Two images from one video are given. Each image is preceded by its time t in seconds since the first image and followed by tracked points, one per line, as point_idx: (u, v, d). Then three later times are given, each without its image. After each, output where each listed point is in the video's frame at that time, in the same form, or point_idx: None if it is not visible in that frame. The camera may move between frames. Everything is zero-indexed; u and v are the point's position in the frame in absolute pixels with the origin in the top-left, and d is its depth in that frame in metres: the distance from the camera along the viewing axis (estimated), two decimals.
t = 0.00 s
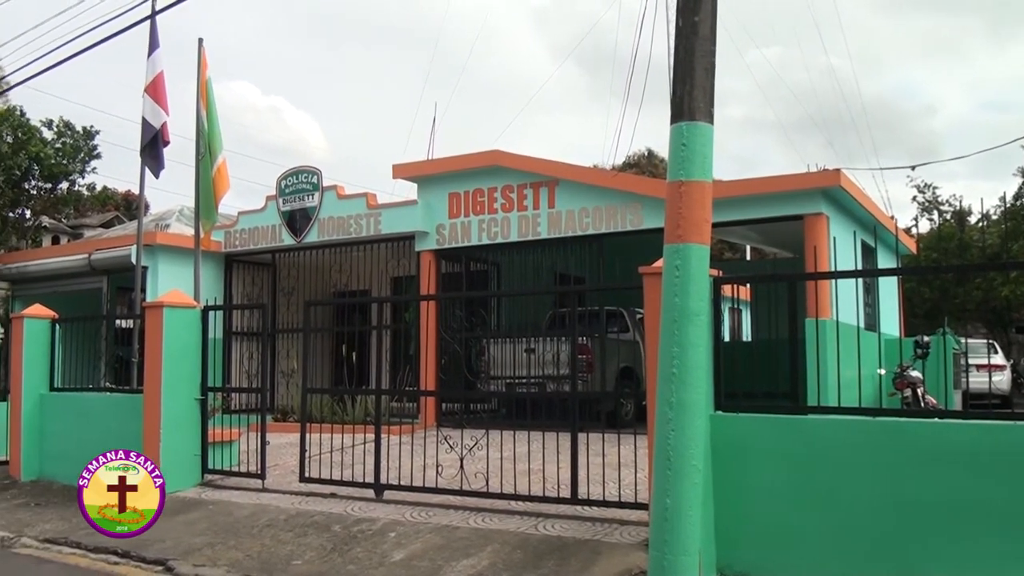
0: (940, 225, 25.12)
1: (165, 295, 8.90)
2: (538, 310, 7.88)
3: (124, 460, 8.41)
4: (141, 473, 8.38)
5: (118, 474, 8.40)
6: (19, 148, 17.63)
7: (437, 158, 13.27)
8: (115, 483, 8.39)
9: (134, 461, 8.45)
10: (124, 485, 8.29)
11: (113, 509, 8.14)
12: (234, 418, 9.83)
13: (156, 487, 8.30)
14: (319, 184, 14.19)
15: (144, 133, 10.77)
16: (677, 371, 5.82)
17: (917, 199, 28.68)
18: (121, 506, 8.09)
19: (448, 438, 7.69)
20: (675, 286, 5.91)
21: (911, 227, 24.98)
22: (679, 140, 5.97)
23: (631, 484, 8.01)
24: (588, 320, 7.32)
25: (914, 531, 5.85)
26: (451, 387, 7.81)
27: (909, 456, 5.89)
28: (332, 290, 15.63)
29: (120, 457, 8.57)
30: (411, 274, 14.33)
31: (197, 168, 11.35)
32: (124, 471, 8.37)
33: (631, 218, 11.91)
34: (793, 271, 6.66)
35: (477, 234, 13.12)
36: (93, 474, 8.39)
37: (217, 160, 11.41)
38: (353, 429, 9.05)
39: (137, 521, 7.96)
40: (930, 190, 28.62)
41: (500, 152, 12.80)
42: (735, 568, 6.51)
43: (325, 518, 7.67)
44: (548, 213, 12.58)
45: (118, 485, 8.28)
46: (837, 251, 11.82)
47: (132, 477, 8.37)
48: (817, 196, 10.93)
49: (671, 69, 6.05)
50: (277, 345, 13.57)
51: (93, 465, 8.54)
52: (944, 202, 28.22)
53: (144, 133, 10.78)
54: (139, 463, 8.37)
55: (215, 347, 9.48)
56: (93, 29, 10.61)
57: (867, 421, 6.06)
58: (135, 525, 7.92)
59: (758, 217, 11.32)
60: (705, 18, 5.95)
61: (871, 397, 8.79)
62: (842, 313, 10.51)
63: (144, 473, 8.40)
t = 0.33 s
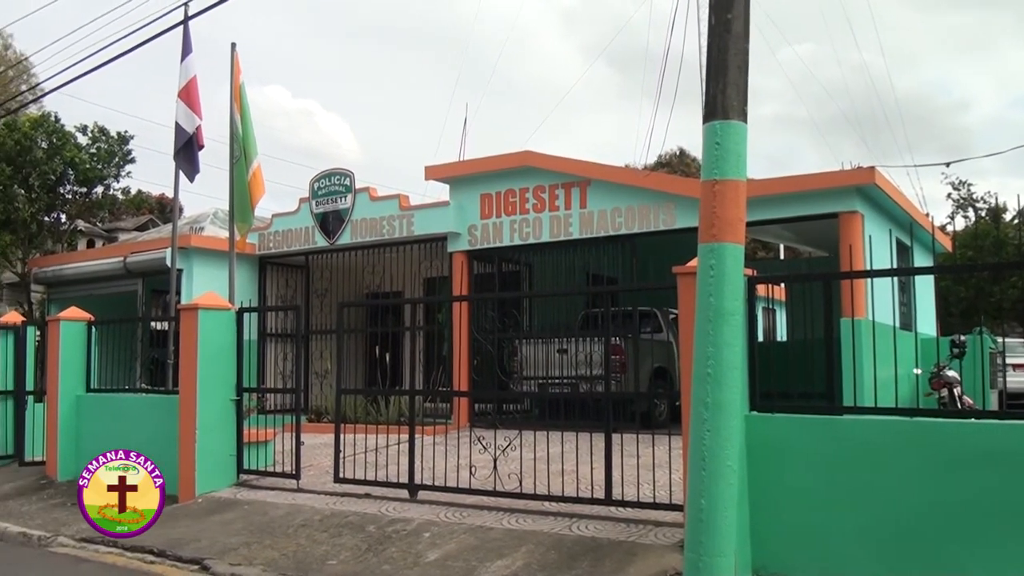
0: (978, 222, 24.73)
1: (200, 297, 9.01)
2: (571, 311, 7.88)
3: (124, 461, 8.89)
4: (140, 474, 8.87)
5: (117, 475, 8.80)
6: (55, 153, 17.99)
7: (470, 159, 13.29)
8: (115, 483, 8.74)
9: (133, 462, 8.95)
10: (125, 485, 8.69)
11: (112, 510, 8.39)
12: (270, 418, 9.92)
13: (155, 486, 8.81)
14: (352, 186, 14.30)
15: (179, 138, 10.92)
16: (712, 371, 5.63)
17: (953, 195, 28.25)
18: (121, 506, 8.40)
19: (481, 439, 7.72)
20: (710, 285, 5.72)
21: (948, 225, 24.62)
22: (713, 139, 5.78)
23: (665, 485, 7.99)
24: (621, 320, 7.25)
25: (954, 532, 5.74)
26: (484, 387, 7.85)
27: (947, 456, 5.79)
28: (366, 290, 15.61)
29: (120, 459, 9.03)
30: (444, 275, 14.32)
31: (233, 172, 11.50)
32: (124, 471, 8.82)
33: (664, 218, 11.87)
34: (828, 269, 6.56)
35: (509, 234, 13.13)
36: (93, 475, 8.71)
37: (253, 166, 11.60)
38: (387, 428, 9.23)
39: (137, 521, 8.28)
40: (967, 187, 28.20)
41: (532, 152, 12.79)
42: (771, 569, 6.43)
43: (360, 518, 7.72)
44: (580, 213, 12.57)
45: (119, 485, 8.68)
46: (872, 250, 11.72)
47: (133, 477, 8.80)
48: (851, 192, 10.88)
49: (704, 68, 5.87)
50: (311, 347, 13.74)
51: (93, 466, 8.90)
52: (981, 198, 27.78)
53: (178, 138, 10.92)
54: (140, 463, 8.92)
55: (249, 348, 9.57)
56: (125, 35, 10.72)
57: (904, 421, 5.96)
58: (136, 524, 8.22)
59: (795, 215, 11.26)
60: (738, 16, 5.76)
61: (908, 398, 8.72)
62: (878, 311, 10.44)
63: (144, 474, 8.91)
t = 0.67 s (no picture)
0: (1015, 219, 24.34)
1: (234, 298, 9.13)
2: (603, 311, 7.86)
3: (123, 461, 9.13)
4: (139, 474, 9.18)
5: (117, 475, 9.00)
6: (90, 156, 18.28)
7: (503, 158, 13.30)
8: (114, 483, 8.94)
9: (133, 462, 9.22)
10: (124, 485, 8.94)
11: (112, 509, 8.57)
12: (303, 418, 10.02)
13: (154, 487, 9.10)
14: (384, 187, 14.38)
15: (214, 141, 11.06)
16: (747, 371, 5.41)
17: (989, 193, 27.84)
18: (121, 507, 8.57)
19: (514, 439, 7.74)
20: (744, 285, 5.50)
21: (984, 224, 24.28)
22: (749, 136, 5.55)
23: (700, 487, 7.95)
24: (655, 320, 7.22)
25: (993, 536, 5.60)
26: (516, 387, 7.86)
27: (986, 458, 5.64)
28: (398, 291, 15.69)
29: (119, 459, 9.26)
30: (475, 275, 14.35)
31: (268, 174, 11.63)
32: (123, 471, 9.06)
33: (697, 217, 11.80)
34: (864, 268, 6.43)
35: (540, 234, 13.14)
36: (93, 475, 8.93)
37: (288, 169, 11.76)
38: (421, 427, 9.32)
39: (137, 521, 8.45)
40: (1003, 185, 27.79)
41: (563, 152, 12.79)
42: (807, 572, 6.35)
43: (393, 518, 7.76)
44: (612, 213, 12.53)
45: (118, 485, 8.92)
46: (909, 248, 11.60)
47: (133, 477, 9.08)
48: (886, 191, 10.76)
49: (737, 66, 5.65)
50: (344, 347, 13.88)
51: (93, 466, 9.10)
52: (1018, 196, 27.35)
53: (214, 140, 11.07)
54: (138, 463, 9.21)
55: (284, 348, 9.66)
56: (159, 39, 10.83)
57: (942, 422, 5.84)
58: (136, 525, 8.39)
59: (831, 213, 11.15)
60: (773, 13, 5.53)
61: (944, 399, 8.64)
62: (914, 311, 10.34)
63: (142, 475, 9.24)
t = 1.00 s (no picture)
0: None
1: (267, 297, 9.22)
2: (634, 310, 7.83)
3: (123, 461, 9.12)
4: (139, 474, 9.18)
5: (118, 475, 9.03)
6: (122, 158, 18.55)
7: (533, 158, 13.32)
8: (114, 483, 9.00)
9: (133, 462, 9.21)
10: (125, 485, 9.02)
11: (112, 509, 8.68)
12: (335, 417, 10.11)
13: (155, 487, 9.21)
14: (414, 187, 14.45)
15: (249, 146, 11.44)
16: (782, 370, 5.21)
17: None
18: (122, 506, 8.68)
19: (545, 439, 7.73)
20: (777, 284, 5.29)
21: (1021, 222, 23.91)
22: (782, 133, 5.34)
23: (732, 487, 7.91)
24: (686, 319, 7.18)
25: None
26: (545, 386, 7.86)
27: None
28: (429, 290, 15.75)
29: (119, 458, 9.23)
30: (505, 275, 14.37)
31: (300, 174, 11.75)
32: (124, 471, 9.07)
33: (728, 216, 11.72)
34: (898, 267, 6.32)
35: (570, 234, 13.12)
36: (93, 475, 8.94)
37: (320, 170, 11.87)
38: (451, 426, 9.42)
39: (137, 521, 8.59)
40: None
41: (593, 151, 12.77)
42: None
43: (425, 516, 7.80)
44: (642, 212, 12.47)
45: (118, 485, 8.98)
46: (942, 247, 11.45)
47: (133, 478, 9.11)
48: (919, 188, 10.62)
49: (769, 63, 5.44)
50: (375, 347, 13.97)
51: (93, 466, 9.07)
52: None
53: (250, 141, 11.22)
54: (139, 463, 9.19)
55: (316, 348, 9.75)
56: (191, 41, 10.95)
57: (981, 423, 5.71)
58: (136, 525, 8.54)
59: (863, 212, 11.02)
60: (806, 8, 5.33)
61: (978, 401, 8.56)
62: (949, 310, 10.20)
63: (143, 474, 9.26)
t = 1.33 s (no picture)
0: None
1: (295, 295, 9.30)
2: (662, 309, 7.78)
3: (123, 461, 9.06)
4: (139, 473, 9.08)
5: (118, 475, 8.99)
6: (150, 157, 18.76)
7: (557, 157, 13.32)
8: (114, 483, 8.96)
9: (133, 461, 9.13)
10: (124, 485, 8.96)
11: (112, 509, 8.75)
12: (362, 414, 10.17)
13: (155, 487, 9.10)
14: (440, 185, 14.50)
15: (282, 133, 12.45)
16: (812, 370, 5.11)
17: None
18: (121, 507, 8.72)
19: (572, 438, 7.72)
20: (808, 284, 5.18)
21: None
22: (811, 131, 5.22)
23: (760, 488, 7.86)
24: (713, 318, 7.12)
25: None
26: (571, 385, 7.85)
27: None
28: (454, 288, 15.80)
29: (120, 458, 9.19)
30: (531, 273, 14.37)
31: (327, 172, 11.84)
32: (123, 471, 9.00)
33: (756, 214, 11.65)
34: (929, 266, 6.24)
35: (596, 232, 13.09)
36: (93, 475, 8.95)
37: (346, 167, 11.93)
38: (478, 424, 9.45)
39: (136, 521, 8.59)
40: None
41: (619, 150, 12.74)
42: None
43: (451, 514, 7.82)
44: (669, 210, 12.41)
45: (118, 485, 8.95)
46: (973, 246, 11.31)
47: (133, 478, 9.03)
48: (949, 186, 10.49)
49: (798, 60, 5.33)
50: (401, 345, 14.05)
51: (94, 466, 9.06)
52: None
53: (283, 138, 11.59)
54: (139, 463, 9.10)
55: (343, 345, 9.81)
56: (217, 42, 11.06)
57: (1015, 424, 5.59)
58: (135, 525, 8.55)
59: (892, 210, 10.89)
60: (837, 3, 5.20)
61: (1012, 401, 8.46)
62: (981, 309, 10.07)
63: (143, 474, 9.17)
